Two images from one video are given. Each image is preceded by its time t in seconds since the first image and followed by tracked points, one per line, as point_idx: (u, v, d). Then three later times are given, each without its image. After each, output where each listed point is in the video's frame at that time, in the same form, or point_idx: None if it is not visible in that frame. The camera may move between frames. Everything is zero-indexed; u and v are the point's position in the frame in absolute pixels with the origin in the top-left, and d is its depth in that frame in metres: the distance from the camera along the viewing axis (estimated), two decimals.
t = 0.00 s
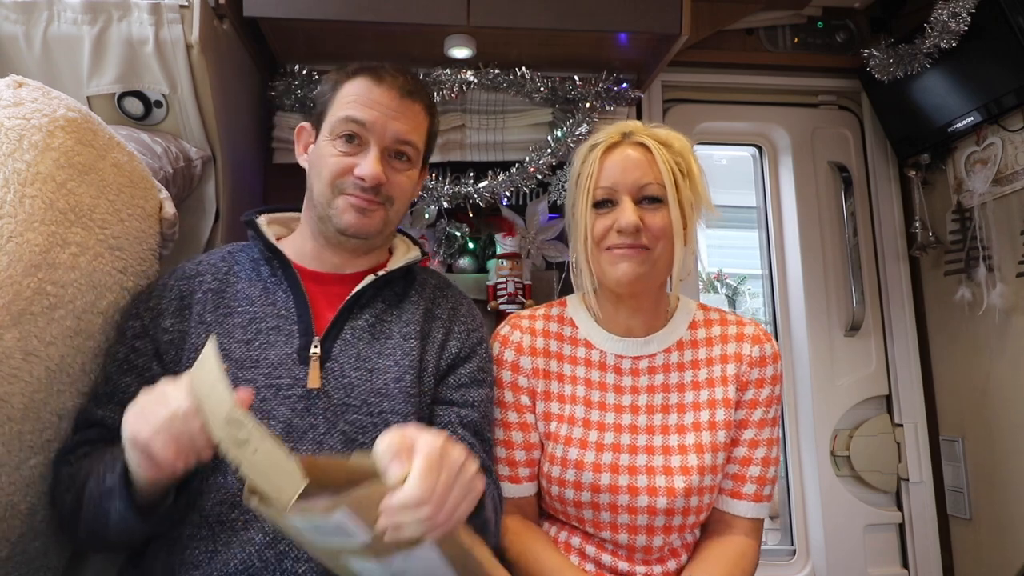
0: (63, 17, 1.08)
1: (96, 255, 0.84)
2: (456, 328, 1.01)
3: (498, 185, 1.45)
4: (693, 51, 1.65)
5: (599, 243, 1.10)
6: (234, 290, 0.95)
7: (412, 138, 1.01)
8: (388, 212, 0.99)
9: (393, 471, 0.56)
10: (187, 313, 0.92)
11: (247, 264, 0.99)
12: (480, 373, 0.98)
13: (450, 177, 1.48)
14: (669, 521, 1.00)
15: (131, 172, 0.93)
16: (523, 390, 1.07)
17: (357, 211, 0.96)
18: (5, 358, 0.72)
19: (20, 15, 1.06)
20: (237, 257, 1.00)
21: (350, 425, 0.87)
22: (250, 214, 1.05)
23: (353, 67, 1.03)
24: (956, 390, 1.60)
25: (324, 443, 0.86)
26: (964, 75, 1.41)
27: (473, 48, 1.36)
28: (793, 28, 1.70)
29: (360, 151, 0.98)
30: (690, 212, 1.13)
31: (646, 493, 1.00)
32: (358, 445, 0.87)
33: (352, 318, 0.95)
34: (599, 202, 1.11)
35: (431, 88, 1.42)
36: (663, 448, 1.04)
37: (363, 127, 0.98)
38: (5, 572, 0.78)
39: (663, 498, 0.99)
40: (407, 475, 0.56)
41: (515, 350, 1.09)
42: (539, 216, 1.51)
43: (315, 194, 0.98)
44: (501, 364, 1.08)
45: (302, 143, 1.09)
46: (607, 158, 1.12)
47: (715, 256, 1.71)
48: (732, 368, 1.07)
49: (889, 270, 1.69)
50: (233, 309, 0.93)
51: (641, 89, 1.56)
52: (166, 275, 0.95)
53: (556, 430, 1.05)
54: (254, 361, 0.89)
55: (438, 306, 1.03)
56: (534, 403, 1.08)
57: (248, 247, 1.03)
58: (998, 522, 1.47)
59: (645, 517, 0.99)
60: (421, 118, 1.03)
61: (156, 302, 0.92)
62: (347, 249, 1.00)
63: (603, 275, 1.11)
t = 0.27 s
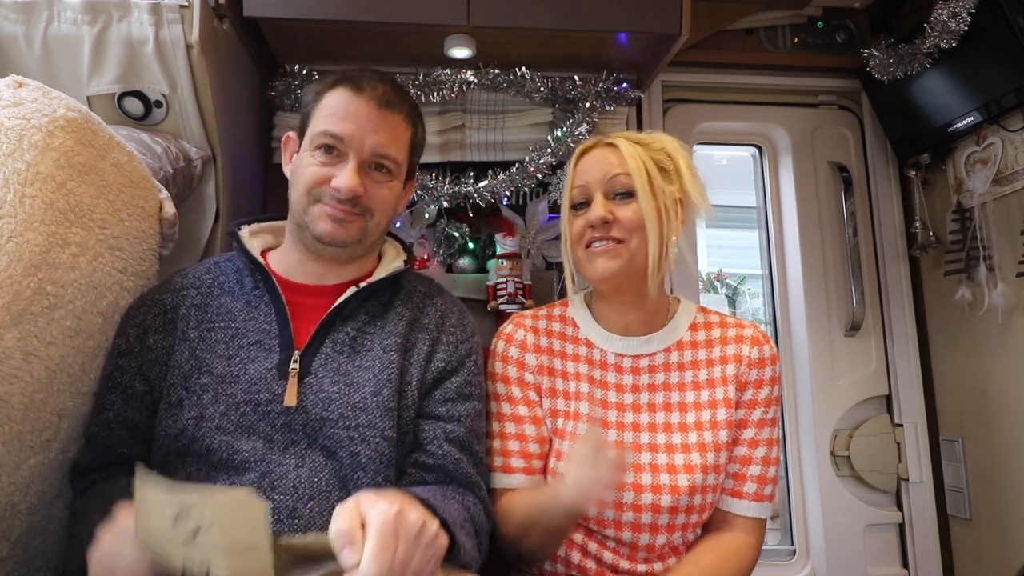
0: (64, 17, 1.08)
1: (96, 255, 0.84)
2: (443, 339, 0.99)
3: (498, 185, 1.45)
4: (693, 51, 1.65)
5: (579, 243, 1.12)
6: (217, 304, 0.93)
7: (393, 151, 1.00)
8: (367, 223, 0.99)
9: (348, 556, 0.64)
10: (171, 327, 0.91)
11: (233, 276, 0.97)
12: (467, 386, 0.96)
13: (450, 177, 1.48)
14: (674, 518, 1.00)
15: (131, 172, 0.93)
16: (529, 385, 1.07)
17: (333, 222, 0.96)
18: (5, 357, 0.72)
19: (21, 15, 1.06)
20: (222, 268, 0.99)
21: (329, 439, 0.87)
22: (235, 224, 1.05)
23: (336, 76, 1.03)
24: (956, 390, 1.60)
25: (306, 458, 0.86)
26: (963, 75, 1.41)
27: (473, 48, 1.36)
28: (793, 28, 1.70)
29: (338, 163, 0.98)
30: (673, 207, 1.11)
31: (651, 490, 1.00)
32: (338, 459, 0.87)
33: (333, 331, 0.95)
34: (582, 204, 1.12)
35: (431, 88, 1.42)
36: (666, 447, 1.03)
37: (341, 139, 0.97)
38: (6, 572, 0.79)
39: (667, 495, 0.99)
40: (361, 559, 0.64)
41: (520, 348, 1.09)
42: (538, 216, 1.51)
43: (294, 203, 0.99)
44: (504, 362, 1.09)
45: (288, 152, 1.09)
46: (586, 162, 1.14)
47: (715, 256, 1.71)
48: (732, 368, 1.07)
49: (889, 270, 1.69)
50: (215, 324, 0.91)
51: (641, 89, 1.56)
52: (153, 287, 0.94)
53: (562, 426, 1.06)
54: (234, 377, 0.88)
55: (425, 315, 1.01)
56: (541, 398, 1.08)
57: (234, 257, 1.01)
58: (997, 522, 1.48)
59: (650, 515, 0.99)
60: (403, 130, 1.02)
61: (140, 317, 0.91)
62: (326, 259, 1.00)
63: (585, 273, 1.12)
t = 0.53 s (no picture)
0: (64, 17, 1.08)
1: (96, 255, 0.84)
2: (441, 339, 1.00)
3: (498, 185, 1.45)
4: (693, 51, 1.65)
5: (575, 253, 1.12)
6: (220, 308, 0.95)
7: (385, 158, 1.00)
8: (362, 230, 0.99)
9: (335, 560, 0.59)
10: (176, 331, 0.93)
11: (235, 281, 0.99)
12: (466, 385, 0.97)
13: (450, 177, 1.48)
14: (675, 512, 0.99)
15: (131, 172, 0.93)
16: (534, 379, 1.07)
17: (327, 231, 0.97)
18: (5, 357, 0.73)
19: (21, 15, 1.06)
20: (225, 273, 1.00)
21: (330, 440, 0.88)
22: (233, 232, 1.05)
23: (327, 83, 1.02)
24: (956, 390, 1.60)
25: (308, 458, 0.88)
26: (964, 75, 1.41)
27: (473, 48, 1.36)
28: (793, 28, 1.70)
29: (331, 171, 0.98)
30: (663, 209, 1.11)
31: (652, 483, 1.00)
32: (339, 459, 0.87)
33: (333, 334, 0.95)
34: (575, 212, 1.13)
35: (431, 88, 1.42)
36: (667, 441, 1.03)
37: (333, 148, 0.97)
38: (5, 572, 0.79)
39: (668, 488, 0.99)
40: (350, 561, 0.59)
41: (524, 344, 1.10)
42: (538, 216, 1.51)
43: (290, 211, 0.99)
44: (506, 357, 1.09)
45: (284, 158, 1.09)
46: (576, 170, 1.15)
47: (715, 256, 1.71)
48: (729, 365, 1.07)
49: (889, 270, 1.69)
50: (217, 328, 0.93)
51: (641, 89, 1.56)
52: (156, 292, 0.96)
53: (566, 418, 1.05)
54: (236, 380, 0.89)
55: (423, 316, 1.02)
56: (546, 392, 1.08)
57: (236, 263, 1.02)
58: (997, 522, 1.48)
59: (651, 508, 0.98)
60: (395, 138, 1.02)
61: (145, 320, 0.92)
62: (322, 266, 1.01)
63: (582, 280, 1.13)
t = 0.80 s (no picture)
0: (64, 17, 1.08)
1: (96, 255, 0.84)
2: (445, 337, 1.01)
3: (498, 185, 1.45)
4: (693, 51, 1.66)
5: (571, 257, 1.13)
6: (231, 304, 0.97)
7: (393, 155, 1.01)
8: (370, 225, 1.00)
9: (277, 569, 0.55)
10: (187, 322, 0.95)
11: (247, 278, 1.01)
12: (469, 381, 0.97)
13: (450, 177, 1.48)
14: (673, 507, 0.99)
15: (131, 172, 0.93)
16: (534, 376, 1.08)
17: (336, 226, 0.97)
18: (5, 358, 0.73)
19: (21, 15, 1.06)
20: (238, 271, 1.03)
21: (333, 435, 0.89)
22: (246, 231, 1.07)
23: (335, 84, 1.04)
24: (956, 390, 1.60)
25: (311, 453, 0.88)
26: (964, 75, 1.41)
27: (473, 48, 1.36)
28: (793, 28, 1.70)
29: (339, 168, 0.99)
30: (657, 210, 1.11)
31: (650, 479, 1.00)
32: (342, 454, 0.88)
33: (339, 331, 0.96)
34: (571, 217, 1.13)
35: (431, 88, 1.42)
36: (666, 437, 1.04)
37: (341, 145, 0.99)
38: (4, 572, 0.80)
39: (666, 483, 0.99)
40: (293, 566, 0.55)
41: (525, 341, 1.10)
42: (538, 216, 1.51)
43: (297, 209, 1.00)
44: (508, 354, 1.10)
45: (291, 161, 1.10)
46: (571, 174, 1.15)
47: (715, 256, 1.71)
48: (728, 364, 1.07)
49: (889, 270, 1.69)
50: (228, 322, 0.95)
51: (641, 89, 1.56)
52: (170, 287, 0.99)
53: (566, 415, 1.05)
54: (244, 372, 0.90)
55: (428, 316, 1.03)
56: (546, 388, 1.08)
57: (247, 262, 1.04)
58: (997, 522, 1.48)
59: (650, 503, 0.98)
60: (402, 135, 1.03)
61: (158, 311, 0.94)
62: (332, 262, 1.01)
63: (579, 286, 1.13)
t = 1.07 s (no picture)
0: (64, 17, 1.08)
1: (96, 255, 0.84)
2: (455, 343, 1.02)
3: (498, 185, 1.45)
4: (693, 51, 1.65)
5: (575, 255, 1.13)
6: (253, 291, 0.98)
7: (410, 158, 1.02)
8: (387, 228, 1.00)
9: (241, 556, 0.58)
10: (210, 305, 0.96)
11: (268, 267, 1.03)
12: (475, 388, 0.98)
13: (450, 177, 1.48)
14: (676, 507, 0.99)
15: (131, 172, 0.93)
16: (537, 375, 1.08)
17: (355, 228, 0.98)
18: (6, 358, 0.73)
19: (21, 15, 1.06)
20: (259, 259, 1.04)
21: (340, 433, 0.89)
22: (272, 221, 1.07)
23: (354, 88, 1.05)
24: (956, 390, 1.60)
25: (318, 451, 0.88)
26: (964, 75, 1.41)
27: (473, 48, 1.36)
28: (794, 28, 1.70)
29: (357, 170, 0.99)
30: (661, 208, 1.11)
31: (652, 478, 1.00)
32: (348, 453, 0.88)
33: (354, 331, 0.97)
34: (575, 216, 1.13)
35: (431, 88, 1.42)
36: (667, 437, 1.04)
37: (359, 147, 0.99)
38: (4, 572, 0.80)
39: (668, 483, 0.99)
40: (255, 557, 0.58)
41: (527, 341, 1.11)
42: (539, 216, 1.51)
43: (317, 210, 1.00)
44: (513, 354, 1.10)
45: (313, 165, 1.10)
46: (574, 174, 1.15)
47: (715, 256, 1.71)
48: (731, 365, 1.07)
49: (889, 270, 1.69)
50: (250, 309, 0.96)
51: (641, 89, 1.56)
52: (192, 268, 1.00)
53: (568, 415, 1.06)
54: (262, 360, 0.90)
55: (440, 322, 1.04)
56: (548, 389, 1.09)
57: (269, 253, 1.07)
58: (997, 522, 1.48)
59: (651, 502, 0.99)
60: (419, 139, 1.04)
61: (183, 291, 0.95)
62: (351, 264, 1.02)
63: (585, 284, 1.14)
